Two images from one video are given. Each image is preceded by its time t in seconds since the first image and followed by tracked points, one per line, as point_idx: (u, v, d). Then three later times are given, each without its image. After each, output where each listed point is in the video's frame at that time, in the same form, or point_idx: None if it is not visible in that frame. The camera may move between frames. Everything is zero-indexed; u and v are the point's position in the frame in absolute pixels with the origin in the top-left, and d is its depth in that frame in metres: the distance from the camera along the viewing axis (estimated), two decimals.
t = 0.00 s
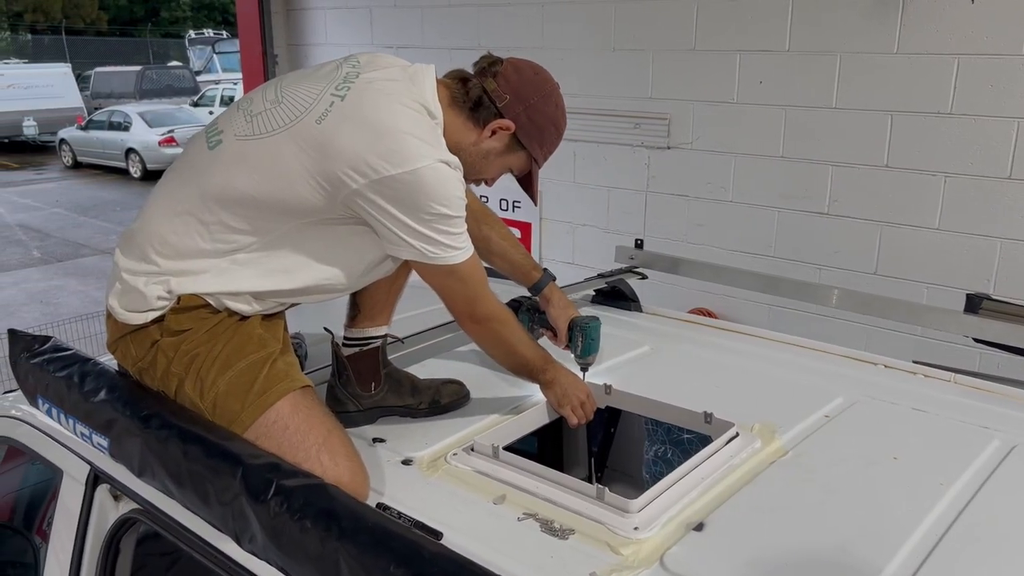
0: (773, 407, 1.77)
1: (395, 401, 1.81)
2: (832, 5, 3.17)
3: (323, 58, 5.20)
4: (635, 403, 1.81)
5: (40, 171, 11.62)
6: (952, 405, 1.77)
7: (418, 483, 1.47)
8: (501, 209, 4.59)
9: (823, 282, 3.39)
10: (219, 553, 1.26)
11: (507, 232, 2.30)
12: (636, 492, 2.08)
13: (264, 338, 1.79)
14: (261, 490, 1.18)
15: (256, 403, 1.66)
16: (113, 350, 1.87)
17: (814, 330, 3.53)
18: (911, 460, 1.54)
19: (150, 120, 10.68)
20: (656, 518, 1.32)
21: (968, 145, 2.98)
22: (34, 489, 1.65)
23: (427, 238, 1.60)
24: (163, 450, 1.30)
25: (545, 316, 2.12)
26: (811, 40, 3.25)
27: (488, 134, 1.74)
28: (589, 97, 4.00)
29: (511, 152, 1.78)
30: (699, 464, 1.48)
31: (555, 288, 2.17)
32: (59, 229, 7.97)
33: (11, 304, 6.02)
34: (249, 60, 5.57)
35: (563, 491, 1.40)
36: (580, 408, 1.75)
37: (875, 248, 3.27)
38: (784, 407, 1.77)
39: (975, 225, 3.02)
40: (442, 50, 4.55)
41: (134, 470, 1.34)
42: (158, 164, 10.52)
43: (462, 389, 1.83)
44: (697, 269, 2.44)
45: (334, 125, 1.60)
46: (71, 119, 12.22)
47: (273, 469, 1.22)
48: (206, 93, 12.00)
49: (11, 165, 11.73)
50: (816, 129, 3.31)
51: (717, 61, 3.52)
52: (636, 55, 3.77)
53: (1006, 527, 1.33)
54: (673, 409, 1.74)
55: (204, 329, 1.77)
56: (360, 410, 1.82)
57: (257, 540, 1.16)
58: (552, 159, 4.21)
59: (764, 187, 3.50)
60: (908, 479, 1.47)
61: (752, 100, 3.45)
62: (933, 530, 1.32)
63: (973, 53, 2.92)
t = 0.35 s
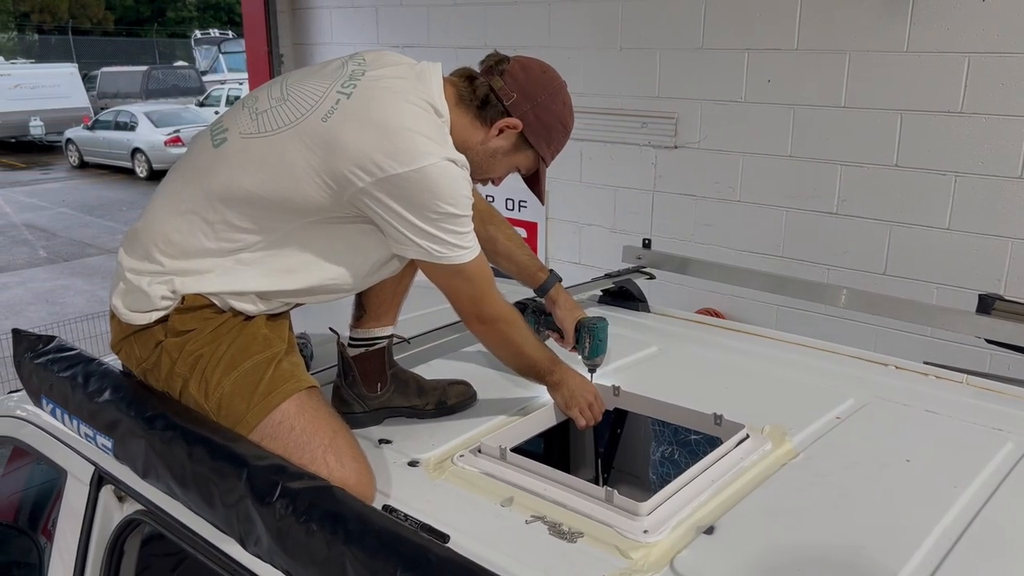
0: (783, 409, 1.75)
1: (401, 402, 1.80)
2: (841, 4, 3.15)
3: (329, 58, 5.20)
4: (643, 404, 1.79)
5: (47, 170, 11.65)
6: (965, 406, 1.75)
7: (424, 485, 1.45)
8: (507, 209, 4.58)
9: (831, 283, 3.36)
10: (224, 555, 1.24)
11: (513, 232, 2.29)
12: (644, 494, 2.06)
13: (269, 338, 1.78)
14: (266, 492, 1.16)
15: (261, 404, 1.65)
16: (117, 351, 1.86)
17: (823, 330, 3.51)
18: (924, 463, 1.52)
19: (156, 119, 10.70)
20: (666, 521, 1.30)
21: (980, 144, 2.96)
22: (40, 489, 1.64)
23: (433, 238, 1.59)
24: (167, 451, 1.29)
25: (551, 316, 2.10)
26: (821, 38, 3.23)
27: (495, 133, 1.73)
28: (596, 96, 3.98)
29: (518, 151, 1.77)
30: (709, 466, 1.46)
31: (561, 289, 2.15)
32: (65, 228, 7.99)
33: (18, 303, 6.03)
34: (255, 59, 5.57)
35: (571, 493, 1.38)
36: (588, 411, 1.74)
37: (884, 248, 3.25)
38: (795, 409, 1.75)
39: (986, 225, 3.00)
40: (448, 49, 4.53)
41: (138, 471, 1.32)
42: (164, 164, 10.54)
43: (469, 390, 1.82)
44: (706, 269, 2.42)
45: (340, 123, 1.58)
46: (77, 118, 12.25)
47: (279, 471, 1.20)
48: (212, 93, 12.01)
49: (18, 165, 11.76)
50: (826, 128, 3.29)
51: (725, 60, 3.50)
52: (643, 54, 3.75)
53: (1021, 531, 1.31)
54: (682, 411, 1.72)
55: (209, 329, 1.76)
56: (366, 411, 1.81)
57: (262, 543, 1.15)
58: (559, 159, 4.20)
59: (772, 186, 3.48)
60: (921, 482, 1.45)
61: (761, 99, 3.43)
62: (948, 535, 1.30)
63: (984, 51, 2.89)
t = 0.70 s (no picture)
0: (788, 411, 1.74)
1: (402, 404, 1.79)
2: (846, 3, 3.14)
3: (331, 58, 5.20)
4: (647, 406, 1.78)
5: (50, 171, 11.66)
6: (971, 409, 1.73)
7: (425, 487, 1.44)
8: (510, 209, 4.57)
9: (835, 283, 3.35)
10: (223, 559, 1.23)
11: (514, 235, 2.28)
12: (647, 495, 2.05)
13: (271, 340, 1.77)
14: (266, 496, 1.15)
15: (262, 406, 1.64)
16: (118, 352, 1.85)
17: (826, 331, 3.49)
18: (930, 466, 1.51)
19: (159, 120, 10.71)
20: (670, 525, 1.29)
21: (984, 144, 2.94)
22: (41, 490, 1.63)
23: (435, 237, 1.57)
24: (167, 454, 1.28)
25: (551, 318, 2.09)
26: (824, 38, 3.21)
27: (496, 132, 1.72)
28: (598, 96, 3.97)
29: (520, 151, 1.75)
30: (712, 469, 1.45)
31: (563, 291, 2.15)
32: (68, 228, 8.00)
33: (21, 303, 6.04)
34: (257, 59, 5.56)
35: (574, 497, 1.37)
36: (591, 414, 1.73)
37: (888, 248, 3.23)
38: (800, 411, 1.74)
39: (991, 225, 2.98)
40: (451, 49, 4.53)
41: (138, 474, 1.32)
42: (167, 164, 10.54)
43: (471, 392, 1.81)
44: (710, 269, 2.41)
45: (342, 122, 1.58)
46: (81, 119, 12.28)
47: (279, 475, 1.19)
48: (215, 93, 12.02)
49: (21, 165, 11.77)
50: (829, 128, 3.27)
51: (728, 60, 3.49)
52: (646, 54, 3.74)
53: None
54: (685, 413, 1.71)
55: (210, 331, 1.75)
56: (368, 413, 1.79)
57: (263, 547, 1.14)
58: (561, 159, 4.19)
59: (776, 187, 3.46)
60: (928, 486, 1.44)
61: (764, 99, 3.42)
62: (954, 539, 1.28)
63: (989, 51, 2.87)
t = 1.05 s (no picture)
0: (788, 411, 1.74)
1: (402, 403, 1.79)
2: (846, 4, 3.14)
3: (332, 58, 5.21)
4: (647, 406, 1.78)
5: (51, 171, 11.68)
6: (972, 409, 1.73)
7: (425, 487, 1.44)
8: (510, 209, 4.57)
9: (836, 283, 3.35)
10: (223, 559, 1.24)
11: (512, 235, 2.28)
12: (647, 496, 2.05)
13: (270, 340, 1.78)
14: (266, 496, 1.15)
15: (262, 405, 1.65)
16: (117, 354, 1.85)
17: (827, 332, 3.49)
18: (931, 466, 1.51)
19: (160, 120, 10.71)
20: (670, 525, 1.29)
21: (985, 144, 2.94)
22: (41, 490, 1.64)
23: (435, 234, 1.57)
24: (167, 453, 1.28)
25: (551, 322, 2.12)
26: (825, 38, 3.21)
27: (492, 125, 1.72)
28: (599, 97, 3.97)
29: (516, 143, 1.76)
30: (712, 469, 1.45)
31: (560, 292, 2.15)
32: (69, 228, 8.01)
33: (22, 303, 6.05)
34: (257, 59, 5.56)
35: (574, 497, 1.37)
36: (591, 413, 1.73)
37: (888, 248, 3.23)
38: (800, 411, 1.74)
39: (992, 225, 2.98)
40: (451, 50, 4.53)
41: (138, 474, 1.32)
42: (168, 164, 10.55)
43: (471, 392, 1.81)
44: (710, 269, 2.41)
45: (340, 119, 1.58)
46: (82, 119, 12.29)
47: (279, 475, 1.20)
48: (216, 93, 12.03)
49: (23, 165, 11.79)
50: (830, 128, 3.27)
51: (728, 61, 3.49)
52: (647, 54, 3.74)
53: None
54: (685, 413, 1.71)
55: (209, 331, 1.76)
56: (368, 413, 1.79)
57: (263, 547, 1.14)
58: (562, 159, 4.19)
59: (776, 187, 3.47)
60: (928, 486, 1.44)
61: (764, 99, 3.42)
62: (954, 539, 1.28)
63: (989, 51, 2.87)
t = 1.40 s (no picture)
0: (786, 412, 1.74)
1: (401, 404, 1.79)
2: (845, 4, 3.14)
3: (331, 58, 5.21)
4: (646, 407, 1.78)
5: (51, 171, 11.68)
6: (969, 410, 1.74)
7: (424, 489, 1.45)
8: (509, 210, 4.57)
9: (834, 284, 3.35)
10: (222, 560, 1.24)
11: (501, 235, 2.27)
12: (646, 496, 2.05)
13: (266, 341, 1.78)
14: (265, 497, 1.16)
15: (260, 407, 1.65)
16: (114, 358, 1.85)
17: (825, 332, 3.50)
18: (928, 467, 1.51)
19: (160, 120, 10.72)
20: (667, 526, 1.29)
21: (983, 145, 2.94)
22: (41, 491, 1.64)
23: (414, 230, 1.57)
24: (167, 455, 1.29)
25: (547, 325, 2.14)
26: (824, 39, 3.22)
27: (480, 116, 1.72)
28: (598, 97, 3.98)
29: (506, 134, 1.75)
30: (710, 470, 1.45)
31: (556, 293, 2.16)
32: (69, 229, 8.01)
33: (21, 304, 6.05)
34: (257, 59, 5.57)
35: (573, 497, 1.37)
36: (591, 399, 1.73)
37: (887, 249, 3.23)
38: (798, 412, 1.74)
39: (990, 225, 2.98)
40: (451, 50, 4.53)
41: (137, 476, 1.32)
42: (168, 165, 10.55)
43: (470, 394, 1.82)
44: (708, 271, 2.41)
45: (329, 110, 1.59)
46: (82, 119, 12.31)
47: (278, 476, 1.20)
48: (216, 93, 12.03)
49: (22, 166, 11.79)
50: (828, 129, 3.28)
51: (727, 61, 3.49)
52: (646, 55, 3.74)
53: None
54: (684, 414, 1.72)
55: (205, 333, 1.76)
56: (366, 414, 1.80)
57: (262, 549, 1.14)
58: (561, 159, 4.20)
59: (775, 188, 3.47)
60: (925, 487, 1.44)
61: (763, 100, 3.42)
62: (951, 540, 1.29)
63: (987, 52, 2.88)
